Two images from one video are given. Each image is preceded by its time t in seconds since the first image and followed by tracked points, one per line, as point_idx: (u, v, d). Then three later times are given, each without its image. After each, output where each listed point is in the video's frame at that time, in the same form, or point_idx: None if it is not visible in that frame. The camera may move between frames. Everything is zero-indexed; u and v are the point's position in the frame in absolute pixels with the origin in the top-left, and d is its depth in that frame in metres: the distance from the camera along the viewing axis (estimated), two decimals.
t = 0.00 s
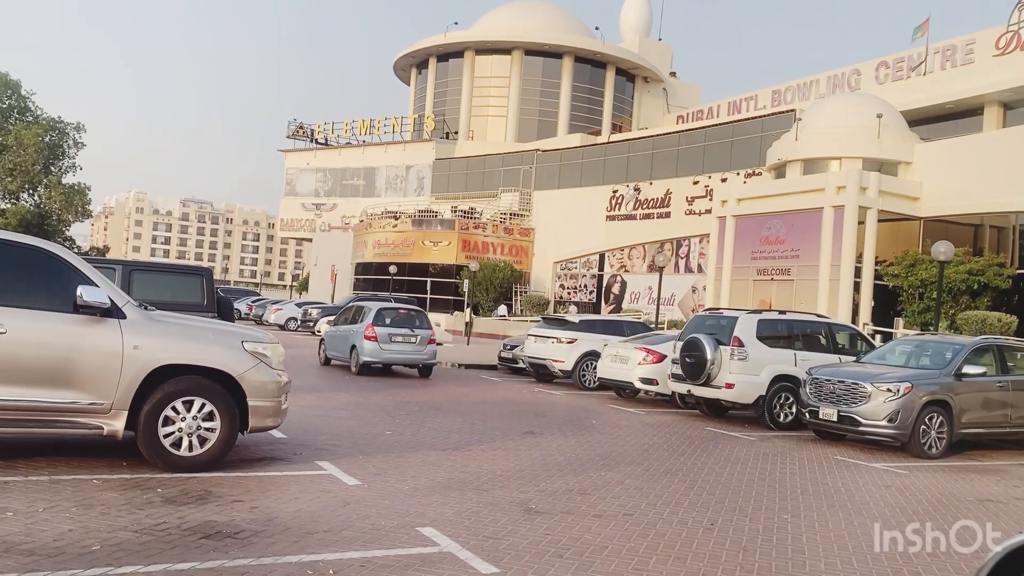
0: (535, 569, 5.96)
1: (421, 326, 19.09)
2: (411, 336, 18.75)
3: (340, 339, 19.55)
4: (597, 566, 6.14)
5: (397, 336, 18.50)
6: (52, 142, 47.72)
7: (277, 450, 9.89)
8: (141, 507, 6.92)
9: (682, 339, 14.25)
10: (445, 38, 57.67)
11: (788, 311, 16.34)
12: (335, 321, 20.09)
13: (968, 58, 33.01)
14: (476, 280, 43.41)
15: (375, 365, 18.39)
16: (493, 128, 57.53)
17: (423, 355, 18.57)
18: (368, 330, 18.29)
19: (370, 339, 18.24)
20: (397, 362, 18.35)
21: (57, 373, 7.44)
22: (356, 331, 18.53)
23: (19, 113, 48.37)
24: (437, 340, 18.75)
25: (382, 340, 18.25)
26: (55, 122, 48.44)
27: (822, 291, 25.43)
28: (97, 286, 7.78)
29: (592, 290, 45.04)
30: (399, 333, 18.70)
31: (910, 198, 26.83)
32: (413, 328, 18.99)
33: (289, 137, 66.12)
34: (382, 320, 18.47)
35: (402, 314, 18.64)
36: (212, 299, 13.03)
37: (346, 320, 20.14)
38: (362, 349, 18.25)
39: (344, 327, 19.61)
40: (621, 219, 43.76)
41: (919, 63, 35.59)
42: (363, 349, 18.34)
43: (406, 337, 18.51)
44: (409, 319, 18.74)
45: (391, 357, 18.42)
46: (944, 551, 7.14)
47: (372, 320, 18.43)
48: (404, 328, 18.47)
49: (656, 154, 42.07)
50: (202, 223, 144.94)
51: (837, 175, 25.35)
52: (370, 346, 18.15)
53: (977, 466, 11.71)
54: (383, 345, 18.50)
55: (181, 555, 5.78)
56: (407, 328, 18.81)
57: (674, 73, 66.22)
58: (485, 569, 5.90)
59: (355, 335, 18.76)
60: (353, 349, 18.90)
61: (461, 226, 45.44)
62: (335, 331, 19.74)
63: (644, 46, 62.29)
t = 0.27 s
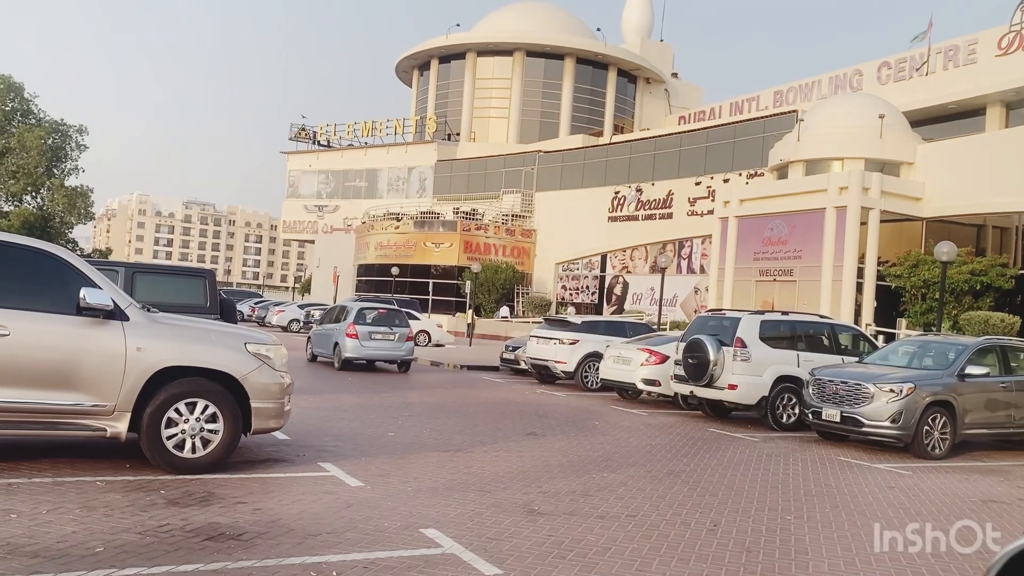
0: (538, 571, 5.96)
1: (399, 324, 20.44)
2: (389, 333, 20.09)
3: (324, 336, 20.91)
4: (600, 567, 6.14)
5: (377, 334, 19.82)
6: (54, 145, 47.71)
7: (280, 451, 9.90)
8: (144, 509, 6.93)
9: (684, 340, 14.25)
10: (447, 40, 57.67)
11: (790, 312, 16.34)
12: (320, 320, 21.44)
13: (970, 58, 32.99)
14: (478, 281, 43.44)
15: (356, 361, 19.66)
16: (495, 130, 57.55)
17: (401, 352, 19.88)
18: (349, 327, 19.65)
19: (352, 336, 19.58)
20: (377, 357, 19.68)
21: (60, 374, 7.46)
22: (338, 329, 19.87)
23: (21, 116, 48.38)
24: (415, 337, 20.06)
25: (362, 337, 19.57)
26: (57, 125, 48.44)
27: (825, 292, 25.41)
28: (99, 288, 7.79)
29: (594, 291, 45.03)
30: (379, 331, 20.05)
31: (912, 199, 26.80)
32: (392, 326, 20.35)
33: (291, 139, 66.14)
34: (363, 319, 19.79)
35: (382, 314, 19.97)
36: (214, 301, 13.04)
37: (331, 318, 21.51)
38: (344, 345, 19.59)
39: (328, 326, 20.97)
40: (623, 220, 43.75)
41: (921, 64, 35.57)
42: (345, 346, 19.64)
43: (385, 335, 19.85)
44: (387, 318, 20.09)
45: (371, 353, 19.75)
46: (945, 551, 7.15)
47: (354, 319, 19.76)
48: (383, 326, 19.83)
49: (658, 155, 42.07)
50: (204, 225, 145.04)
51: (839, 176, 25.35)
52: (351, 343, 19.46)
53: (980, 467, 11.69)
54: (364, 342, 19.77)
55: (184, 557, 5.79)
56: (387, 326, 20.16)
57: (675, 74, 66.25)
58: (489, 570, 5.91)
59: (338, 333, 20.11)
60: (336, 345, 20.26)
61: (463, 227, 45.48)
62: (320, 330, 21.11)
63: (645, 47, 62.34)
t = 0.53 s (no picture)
0: (540, 572, 5.97)
1: (382, 323, 21.71)
2: (372, 331, 21.44)
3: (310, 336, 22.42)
4: (602, 570, 6.13)
5: (360, 332, 21.15)
6: (57, 148, 47.66)
7: (282, 453, 9.92)
8: (147, 511, 6.94)
9: (687, 342, 14.23)
10: (449, 42, 57.65)
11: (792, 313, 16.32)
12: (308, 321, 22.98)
13: (972, 59, 32.95)
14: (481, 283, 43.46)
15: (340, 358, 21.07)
16: (497, 132, 57.58)
17: (383, 350, 21.17)
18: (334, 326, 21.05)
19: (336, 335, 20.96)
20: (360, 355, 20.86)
21: (63, 377, 7.47)
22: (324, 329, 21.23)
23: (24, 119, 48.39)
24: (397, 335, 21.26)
25: (346, 336, 20.94)
26: (61, 128, 48.44)
27: (827, 293, 25.38)
28: (103, 290, 7.82)
29: (597, 292, 45.00)
30: (362, 330, 21.27)
31: (914, 199, 26.78)
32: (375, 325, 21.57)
33: (294, 141, 66.17)
34: (348, 319, 21.09)
35: (365, 314, 21.31)
36: (217, 302, 13.05)
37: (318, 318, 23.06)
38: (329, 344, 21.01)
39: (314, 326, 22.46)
40: (625, 222, 43.73)
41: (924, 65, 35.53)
42: (330, 344, 21.02)
43: (368, 334, 21.18)
44: (370, 319, 21.39)
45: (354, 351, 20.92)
46: (945, 551, 7.18)
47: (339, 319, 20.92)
48: (367, 326, 21.13)
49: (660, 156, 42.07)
50: (207, 228, 145.17)
51: (841, 177, 25.35)
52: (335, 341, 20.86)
53: (984, 468, 11.67)
54: (348, 341, 21.04)
55: (186, 560, 5.79)
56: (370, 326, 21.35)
57: (677, 75, 66.24)
58: (491, 573, 5.90)
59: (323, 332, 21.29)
60: (322, 344, 21.54)
61: (465, 229, 45.51)
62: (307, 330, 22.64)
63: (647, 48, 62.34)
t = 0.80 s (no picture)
0: None
1: (367, 324, 22.92)
2: (358, 332, 22.60)
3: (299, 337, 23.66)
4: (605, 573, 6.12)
5: (346, 332, 22.35)
6: (60, 151, 47.74)
7: (285, 457, 9.92)
8: (149, 515, 6.94)
9: (689, 344, 14.23)
10: (451, 45, 57.71)
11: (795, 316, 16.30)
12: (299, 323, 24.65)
13: (974, 60, 32.93)
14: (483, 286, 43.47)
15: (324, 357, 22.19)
16: (499, 134, 57.61)
17: (367, 348, 22.37)
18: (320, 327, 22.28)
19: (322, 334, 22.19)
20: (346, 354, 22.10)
21: (66, 381, 7.48)
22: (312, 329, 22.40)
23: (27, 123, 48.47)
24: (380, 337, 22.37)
25: (333, 336, 22.14)
26: (63, 131, 48.51)
27: (830, 295, 25.36)
28: (105, 294, 7.82)
29: (599, 295, 44.95)
30: (349, 330, 22.49)
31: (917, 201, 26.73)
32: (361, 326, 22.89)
33: (296, 144, 66.23)
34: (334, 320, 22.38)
35: (351, 316, 22.54)
36: (219, 306, 13.05)
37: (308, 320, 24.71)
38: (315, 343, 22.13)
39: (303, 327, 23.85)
40: (627, 224, 43.71)
41: (925, 66, 35.51)
42: (317, 344, 22.10)
43: (353, 334, 22.40)
44: (356, 320, 22.63)
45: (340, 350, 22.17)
46: (945, 551, 7.23)
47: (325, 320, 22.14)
48: (352, 327, 22.33)
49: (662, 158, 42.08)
50: (209, 231, 145.38)
51: (843, 179, 25.30)
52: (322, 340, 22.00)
53: (987, 470, 11.64)
54: (334, 340, 22.25)
55: (189, 563, 5.80)
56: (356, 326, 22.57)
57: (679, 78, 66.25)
58: None
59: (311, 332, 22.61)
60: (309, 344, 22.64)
61: (467, 232, 45.51)
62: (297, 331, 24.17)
63: (649, 51, 62.38)
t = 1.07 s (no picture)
0: None
1: (355, 326, 24.63)
2: (347, 334, 24.27)
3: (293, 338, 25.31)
4: None
5: (335, 334, 24.02)
6: (65, 157, 47.89)
7: (289, 461, 9.94)
8: (153, 519, 6.95)
9: (692, 348, 14.21)
10: (454, 49, 57.79)
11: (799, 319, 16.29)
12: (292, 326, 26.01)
13: (977, 63, 32.90)
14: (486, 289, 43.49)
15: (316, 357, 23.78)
16: (502, 138, 57.67)
17: (355, 349, 24.01)
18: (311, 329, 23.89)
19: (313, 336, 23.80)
20: (337, 354, 23.55)
21: (71, 385, 7.49)
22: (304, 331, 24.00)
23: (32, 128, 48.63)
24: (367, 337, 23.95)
25: (323, 337, 23.73)
26: (68, 136, 48.67)
27: (833, 298, 25.35)
28: (109, 298, 7.84)
29: (602, 298, 44.93)
30: (338, 331, 24.14)
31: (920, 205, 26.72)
32: (350, 327, 24.35)
33: (300, 149, 66.35)
34: (325, 322, 24.03)
35: (340, 319, 24.24)
36: (223, 310, 13.07)
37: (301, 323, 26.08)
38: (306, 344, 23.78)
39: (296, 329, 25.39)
40: (631, 227, 43.70)
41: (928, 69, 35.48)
42: (309, 344, 23.78)
43: (343, 336, 24.07)
44: (345, 323, 24.33)
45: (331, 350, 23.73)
46: (944, 550, 7.32)
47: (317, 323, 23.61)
48: (341, 329, 24.00)
49: (666, 162, 42.09)
50: (213, 235, 145.66)
51: (847, 182, 25.26)
52: (313, 341, 23.65)
53: (991, 473, 11.62)
54: (324, 341, 23.89)
55: (193, 567, 5.81)
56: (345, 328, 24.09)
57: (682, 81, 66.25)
58: None
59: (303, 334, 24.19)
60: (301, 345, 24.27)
61: (471, 235, 45.51)
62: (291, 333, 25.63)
63: (652, 54, 62.43)
